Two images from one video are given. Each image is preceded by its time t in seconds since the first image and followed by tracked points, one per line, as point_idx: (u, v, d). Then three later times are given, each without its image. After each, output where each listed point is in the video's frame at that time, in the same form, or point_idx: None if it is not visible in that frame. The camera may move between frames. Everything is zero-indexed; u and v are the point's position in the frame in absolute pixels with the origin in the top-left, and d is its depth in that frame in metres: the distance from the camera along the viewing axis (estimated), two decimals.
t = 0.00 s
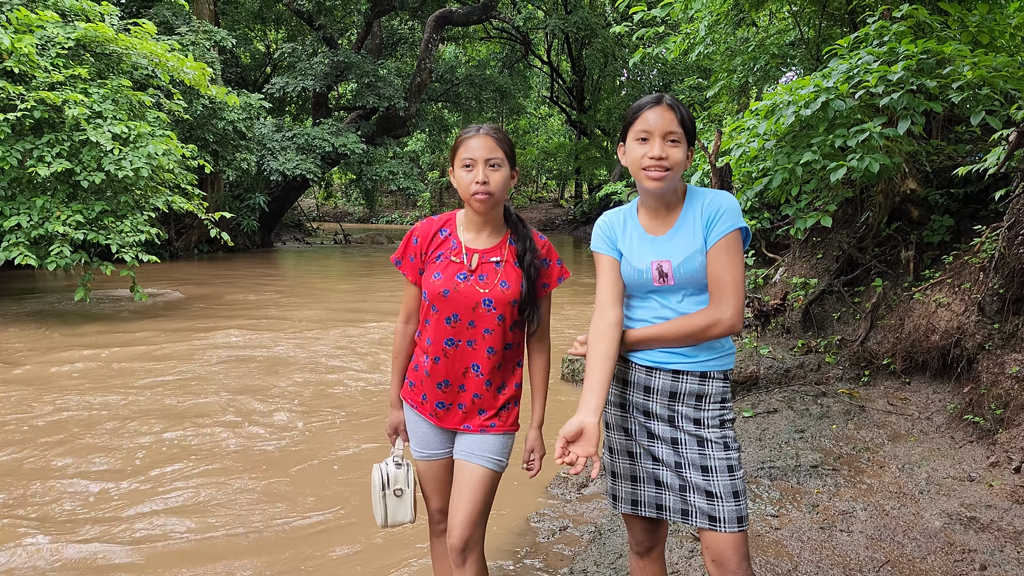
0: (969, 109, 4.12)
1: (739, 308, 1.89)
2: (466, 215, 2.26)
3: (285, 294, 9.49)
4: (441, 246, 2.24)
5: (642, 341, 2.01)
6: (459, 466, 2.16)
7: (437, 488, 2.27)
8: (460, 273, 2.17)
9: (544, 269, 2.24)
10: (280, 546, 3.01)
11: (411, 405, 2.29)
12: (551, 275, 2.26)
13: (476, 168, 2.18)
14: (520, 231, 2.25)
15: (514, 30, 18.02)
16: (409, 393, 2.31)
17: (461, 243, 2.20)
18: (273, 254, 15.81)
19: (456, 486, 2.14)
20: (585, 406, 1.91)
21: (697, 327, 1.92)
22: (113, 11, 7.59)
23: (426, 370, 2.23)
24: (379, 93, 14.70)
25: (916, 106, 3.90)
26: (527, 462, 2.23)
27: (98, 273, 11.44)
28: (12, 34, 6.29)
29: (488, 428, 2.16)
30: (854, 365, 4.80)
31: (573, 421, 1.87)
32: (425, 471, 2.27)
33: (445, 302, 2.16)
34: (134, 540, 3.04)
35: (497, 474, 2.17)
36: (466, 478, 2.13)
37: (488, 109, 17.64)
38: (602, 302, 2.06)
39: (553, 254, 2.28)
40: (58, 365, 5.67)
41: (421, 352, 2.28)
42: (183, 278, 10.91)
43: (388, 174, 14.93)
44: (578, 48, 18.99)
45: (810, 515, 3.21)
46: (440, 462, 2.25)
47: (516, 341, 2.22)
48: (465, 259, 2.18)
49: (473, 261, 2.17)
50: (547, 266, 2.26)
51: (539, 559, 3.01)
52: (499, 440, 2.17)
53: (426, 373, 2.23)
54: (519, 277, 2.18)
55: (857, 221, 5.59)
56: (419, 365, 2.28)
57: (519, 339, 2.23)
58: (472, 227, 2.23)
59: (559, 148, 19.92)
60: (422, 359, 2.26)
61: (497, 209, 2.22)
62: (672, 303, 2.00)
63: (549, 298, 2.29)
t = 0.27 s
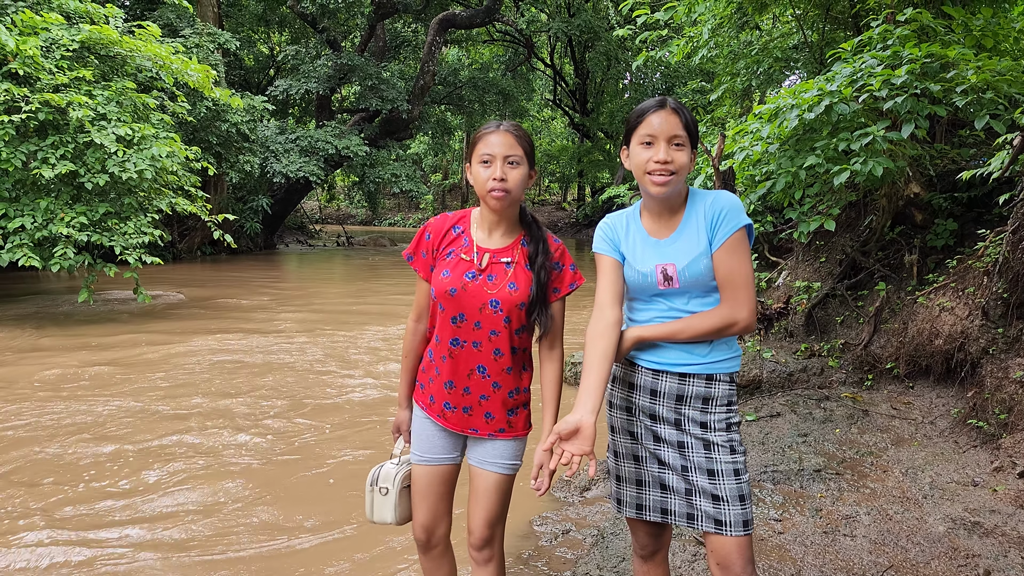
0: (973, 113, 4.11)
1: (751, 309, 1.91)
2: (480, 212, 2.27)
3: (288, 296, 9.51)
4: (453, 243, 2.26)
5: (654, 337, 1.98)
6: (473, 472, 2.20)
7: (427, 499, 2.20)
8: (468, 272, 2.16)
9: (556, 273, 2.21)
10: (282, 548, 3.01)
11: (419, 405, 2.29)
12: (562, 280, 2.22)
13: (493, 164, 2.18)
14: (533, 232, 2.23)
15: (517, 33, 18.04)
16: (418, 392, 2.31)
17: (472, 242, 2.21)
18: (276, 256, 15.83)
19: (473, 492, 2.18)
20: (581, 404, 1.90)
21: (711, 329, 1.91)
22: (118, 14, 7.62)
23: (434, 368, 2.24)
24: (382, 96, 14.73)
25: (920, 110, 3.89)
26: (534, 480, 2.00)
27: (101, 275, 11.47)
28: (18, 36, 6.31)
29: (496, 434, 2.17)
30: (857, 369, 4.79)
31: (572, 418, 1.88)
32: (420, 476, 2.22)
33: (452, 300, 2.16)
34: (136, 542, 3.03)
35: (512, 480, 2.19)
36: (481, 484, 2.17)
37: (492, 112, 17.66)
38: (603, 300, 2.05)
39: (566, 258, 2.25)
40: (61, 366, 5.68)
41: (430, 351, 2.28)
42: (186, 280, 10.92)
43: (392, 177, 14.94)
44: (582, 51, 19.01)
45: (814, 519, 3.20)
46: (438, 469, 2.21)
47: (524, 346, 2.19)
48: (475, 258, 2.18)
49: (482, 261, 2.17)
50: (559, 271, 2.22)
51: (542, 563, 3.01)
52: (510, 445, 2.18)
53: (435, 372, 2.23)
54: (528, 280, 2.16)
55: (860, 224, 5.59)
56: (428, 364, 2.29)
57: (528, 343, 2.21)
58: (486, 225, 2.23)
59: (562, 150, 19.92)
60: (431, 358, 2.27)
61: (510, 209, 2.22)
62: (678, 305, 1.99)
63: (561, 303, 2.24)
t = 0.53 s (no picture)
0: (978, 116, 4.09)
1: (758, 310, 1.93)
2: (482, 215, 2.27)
3: (289, 296, 9.51)
4: (455, 246, 2.26)
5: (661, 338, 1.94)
6: (478, 475, 2.18)
7: (425, 500, 2.19)
8: (468, 276, 2.16)
9: (556, 276, 2.18)
10: (283, 550, 2.99)
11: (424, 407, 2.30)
12: (564, 282, 2.18)
13: (493, 166, 2.17)
14: (534, 234, 2.21)
15: (520, 34, 18.04)
16: (423, 395, 2.32)
17: (473, 245, 2.21)
18: (278, 257, 15.82)
19: (478, 496, 2.16)
20: (591, 408, 1.89)
21: (722, 331, 1.90)
22: (120, 14, 7.62)
23: (438, 372, 2.25)
24: (384, 96, 14.73)
25: (924, 112, 3.88)
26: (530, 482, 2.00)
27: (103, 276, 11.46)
28: (20, 36, 6.31)
29: (499, 438, 2.15)
30: (860, 372, 4.77)
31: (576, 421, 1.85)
32: (419, 476, 2.21)
33: (452, 304, 2.16)
34: (135, 544, 3.02)
35: (516, 484, 2.17)
36: (485, 488, 2.15)
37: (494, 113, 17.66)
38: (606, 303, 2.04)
39: (568, 260, 2.21)
40: (62, 367, 5.67)
41: (434, 354, 2.29)
42: (188, 281, 10.93)
43: (394, 178, 14.94)
44: (584, 52, 19.01)
45: (817, 523, 3.18)
46: (439, 470, 2.20)
47: (526, 349, 2.16)
48: (475, 261, 2.17)
49: (482, 264, 2.16)
50: (560, 273, 2.18)
51: (543, 566, 2.99)
52: (513, 449, 2.16)
53: (438, 375, 2.24)
54: (527, 283, 2.13)
55: (864, 227, 5.58)
56: (434, 366, 2.29)
57: (530, 347, 2.18)
58: (487, 228, 2.23)
59: (564, 152, 19.90)
60: (435, 360, 2.28)
61: (513, 212, 2.21)
62: (681, 308, 1.98)
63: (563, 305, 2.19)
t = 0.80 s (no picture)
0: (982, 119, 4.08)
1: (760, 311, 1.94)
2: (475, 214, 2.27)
3: (292, 298, 9.51)
4: (447, 245, 2.27)
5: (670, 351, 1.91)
6: (473, 474, 2.19)
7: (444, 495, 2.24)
8: (460, 273, 2.17)
9: (547, 273, 2.17)
10: (285, 552, 2.99)
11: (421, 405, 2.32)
12: (555, 279, 2.17)
13: (484, 165, 2.17)
14: (525, 232, 2.20)
15: (523, 36, 18.05)
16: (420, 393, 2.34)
17: (465, 243, 2.22)
18: (281, 259, 15.83)
19: (474, 495, 2.18)
20: (612, 415, 1.88)
21: (729, 336, 1.91)
22: (124, 16, 7.63)
23: (432, 369, 2.26)
24: (388, 98, 14.75)
25: (927, 115, 3.87)
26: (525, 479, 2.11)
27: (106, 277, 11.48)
28: (24, 38, 6.33)
29: (491, 435, 2.15)
30: (863, 375, 4.77)
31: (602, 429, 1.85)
32: (432, 475, 2.25)
33: (444, 300, 2.18)
34: (138, 545, 3.02)
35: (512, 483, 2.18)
36: (481, 487, 2.16)
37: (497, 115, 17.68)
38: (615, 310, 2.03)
39: (559, 258, 2.20)
40: (65, 368, 5.68)
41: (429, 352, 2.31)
42: (191, 282, 10.95)
43: (397, 180, 14.95)
44: (587, 55, 19.02)
45: (820, 525, 3.18)
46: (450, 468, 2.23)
47: (518, 346, 2.16)
48: (467, 258, 2.18)
49: (473, 261, 2.17)
50: (552, 270, 2.17)
51: (546, 568, 2.99)
52: (506, 447, 2.15)
53: (432, 372, 2.26)
54: (518, 279, 2.13)
55: (867, 230, 5.58)
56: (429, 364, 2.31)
57: (522, 344, 2.17)
58: (479, 226, 2.23)
59: (567, 154, 19.90)
60: (430, 358, 2.29)
61: (503, 211, 2.21)
62: (683, 310, 1.97)
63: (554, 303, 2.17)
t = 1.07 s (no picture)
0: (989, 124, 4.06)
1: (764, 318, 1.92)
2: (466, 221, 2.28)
3: (298, 302, 9.53)
4: (442, 253, 2.28)
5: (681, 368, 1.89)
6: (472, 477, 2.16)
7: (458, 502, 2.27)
8: (455, 278, 2.18)
9: (540, 271, 2.19)
10: (291, 556, 2.99)
11: (424, 413, 2.31)
12: (549, 277, 2.19)
13: (474, 173, 2.18)
14: (515, 233, 2.22)
15: (528, 41, 18.09)
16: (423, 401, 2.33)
17: (457, 249, 2.23)
18: (286, 263, 15.87)
19: (472, 500, 2.14)
20: (628, 411, 1.88)
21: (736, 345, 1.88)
22: (131, 21, 7.67)
23: (433, 375, 2.26)
24: (393, 103, 14.79)
25: (933, 120, 3.86)
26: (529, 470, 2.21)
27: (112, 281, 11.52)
28: (32, 43, 6.37)
29: (495, 437, 2.14)
30: (869, 380, 4.75)
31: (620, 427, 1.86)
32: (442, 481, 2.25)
33: (441, 306, 2.18)
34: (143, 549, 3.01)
35: (511, 487, 2.15)
36: (479, 490, 2.13)
37: (501, 120, 17.72)
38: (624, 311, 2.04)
39: (551, 256, 2.22)
40: (72, 372, 5.70)
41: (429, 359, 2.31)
42: (196, 286, 10.98)
43: (402, 184, 14.98)
44: (593, 60, 19.04)
45: (826, 531, 3.17)
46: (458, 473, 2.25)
47: (517, 345, 2.17)
48: (461, 263, 2.19)
49: (468, 265, 2.18)
50: (544, 268, 2.19)
51: (551, 573, 2.98)
52: (509, 448, 2.14)
53: (433, 379, 2.25)
54: (513, 278, 2.14)
55: (873, 234, 5.57)
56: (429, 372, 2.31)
57: (521, 343, 2.18)
58: (470, 232, 2.24)
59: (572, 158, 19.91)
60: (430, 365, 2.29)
61: (495, 218, 2.22)
62: (687, 315, 1.97)
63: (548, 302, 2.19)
